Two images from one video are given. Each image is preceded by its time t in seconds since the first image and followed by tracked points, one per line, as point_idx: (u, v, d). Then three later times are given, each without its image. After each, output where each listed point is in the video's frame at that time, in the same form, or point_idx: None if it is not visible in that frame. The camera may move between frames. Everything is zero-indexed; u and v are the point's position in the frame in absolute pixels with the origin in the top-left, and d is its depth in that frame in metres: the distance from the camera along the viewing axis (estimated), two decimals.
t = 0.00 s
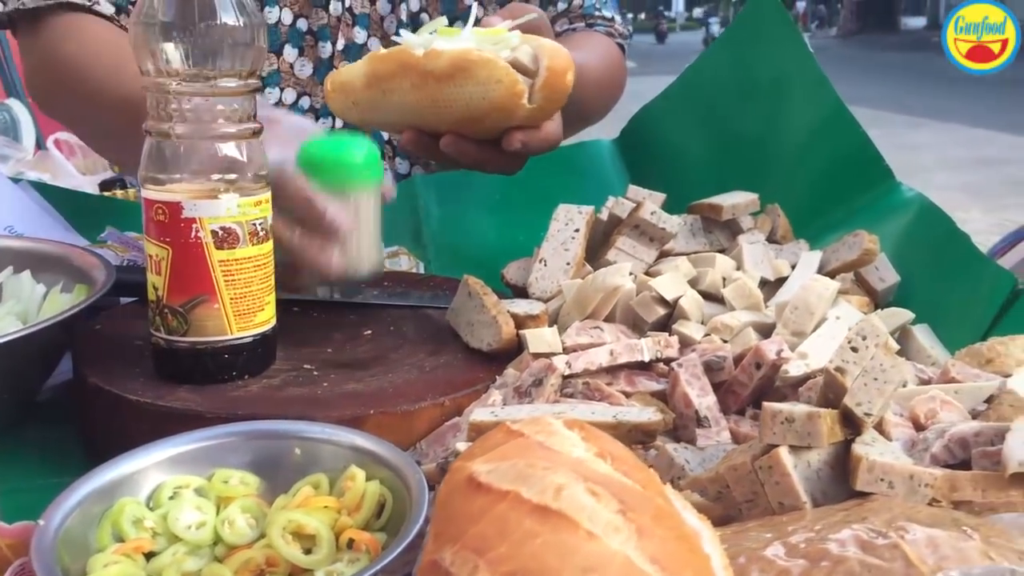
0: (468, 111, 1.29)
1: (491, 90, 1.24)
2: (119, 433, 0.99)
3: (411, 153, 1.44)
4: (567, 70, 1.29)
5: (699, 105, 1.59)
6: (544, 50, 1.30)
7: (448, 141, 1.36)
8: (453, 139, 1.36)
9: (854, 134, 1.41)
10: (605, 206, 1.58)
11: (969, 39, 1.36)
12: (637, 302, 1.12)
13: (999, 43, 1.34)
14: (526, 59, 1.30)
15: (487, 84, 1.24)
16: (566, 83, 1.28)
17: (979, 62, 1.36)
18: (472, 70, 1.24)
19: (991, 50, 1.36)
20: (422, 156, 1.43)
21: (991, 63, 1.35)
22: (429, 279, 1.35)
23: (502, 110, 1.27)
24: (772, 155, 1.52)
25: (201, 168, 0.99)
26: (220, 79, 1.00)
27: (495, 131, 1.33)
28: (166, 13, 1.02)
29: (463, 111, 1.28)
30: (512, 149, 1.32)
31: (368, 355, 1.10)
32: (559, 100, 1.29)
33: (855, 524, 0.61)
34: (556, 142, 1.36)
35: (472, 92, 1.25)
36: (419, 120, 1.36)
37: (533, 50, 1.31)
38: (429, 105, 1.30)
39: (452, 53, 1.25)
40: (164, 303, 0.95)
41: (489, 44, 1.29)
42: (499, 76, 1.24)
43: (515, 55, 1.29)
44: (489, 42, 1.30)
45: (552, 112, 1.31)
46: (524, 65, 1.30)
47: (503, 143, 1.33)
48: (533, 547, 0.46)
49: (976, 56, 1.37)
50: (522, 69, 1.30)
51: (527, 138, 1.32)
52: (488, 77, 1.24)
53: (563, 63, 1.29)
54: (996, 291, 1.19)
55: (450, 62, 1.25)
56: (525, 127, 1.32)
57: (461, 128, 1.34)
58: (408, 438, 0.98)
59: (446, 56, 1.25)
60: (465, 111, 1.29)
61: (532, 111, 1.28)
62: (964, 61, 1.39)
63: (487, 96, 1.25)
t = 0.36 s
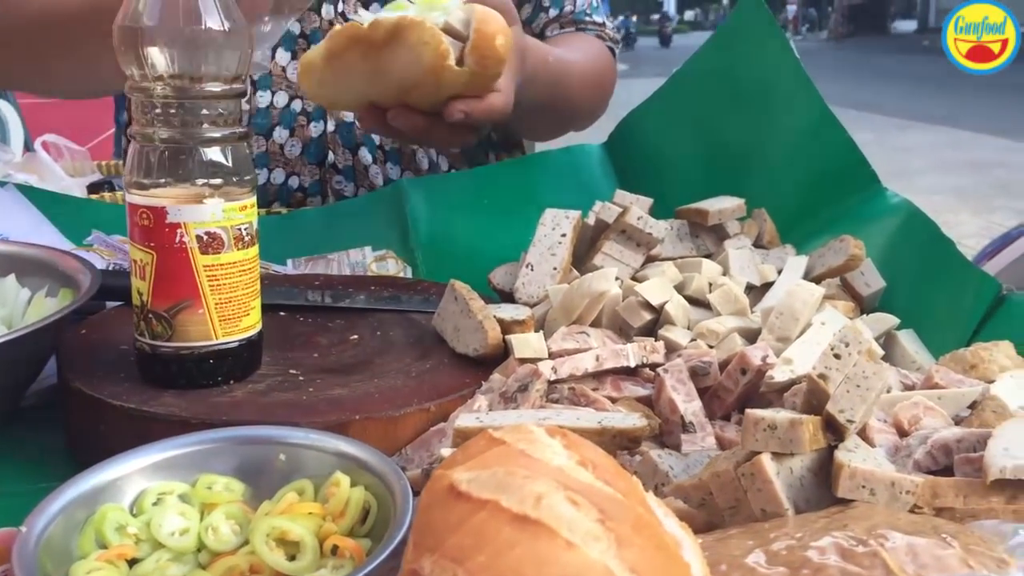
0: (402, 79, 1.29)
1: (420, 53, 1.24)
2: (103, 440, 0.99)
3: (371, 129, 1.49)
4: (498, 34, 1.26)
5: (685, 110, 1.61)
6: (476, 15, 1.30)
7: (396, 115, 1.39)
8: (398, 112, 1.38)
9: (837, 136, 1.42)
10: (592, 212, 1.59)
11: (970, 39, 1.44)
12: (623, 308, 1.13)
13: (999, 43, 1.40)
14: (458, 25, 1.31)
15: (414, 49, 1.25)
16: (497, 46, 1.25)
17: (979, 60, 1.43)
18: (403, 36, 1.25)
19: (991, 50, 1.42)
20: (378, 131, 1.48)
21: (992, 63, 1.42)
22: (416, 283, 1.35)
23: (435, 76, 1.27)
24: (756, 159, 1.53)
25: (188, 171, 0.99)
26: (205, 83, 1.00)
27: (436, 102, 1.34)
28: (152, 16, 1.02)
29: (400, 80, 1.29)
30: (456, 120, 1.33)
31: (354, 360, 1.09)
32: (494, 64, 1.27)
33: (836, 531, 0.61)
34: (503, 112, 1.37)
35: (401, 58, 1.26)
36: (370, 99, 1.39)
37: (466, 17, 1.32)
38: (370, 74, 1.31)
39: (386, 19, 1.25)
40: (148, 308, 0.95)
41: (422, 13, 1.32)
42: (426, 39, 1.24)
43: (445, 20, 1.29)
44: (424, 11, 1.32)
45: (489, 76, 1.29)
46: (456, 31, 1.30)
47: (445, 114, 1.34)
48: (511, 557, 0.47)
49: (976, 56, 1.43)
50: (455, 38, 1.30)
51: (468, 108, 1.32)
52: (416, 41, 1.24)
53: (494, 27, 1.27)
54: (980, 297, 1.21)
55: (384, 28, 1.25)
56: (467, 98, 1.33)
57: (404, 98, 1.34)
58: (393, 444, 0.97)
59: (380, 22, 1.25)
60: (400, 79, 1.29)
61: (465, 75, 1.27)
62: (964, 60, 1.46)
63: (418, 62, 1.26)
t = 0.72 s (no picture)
0: (401, 113, 1.28)
1: (417, 89, 1.23)
2: (102, 441, 0.99)
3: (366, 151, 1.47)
4: (497, 66, 1.27)
5: (683, 113, 1.61)
6: (472, 45, 1.27)
7: (394, 144, 1.39)
8: (399, 144, 1.38)
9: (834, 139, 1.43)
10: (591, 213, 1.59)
11: (970, 39, 1.43)
12: (622, 310, 1.13)
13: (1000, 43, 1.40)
14: (455, 57, 1.28)
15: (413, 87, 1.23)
16: (496, 79, 1.26)
17: (979, 60, 1.42)
18: (400, 69, 1.23)
19: (991, 51, 1.42)
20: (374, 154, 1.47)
21: (992, 63, 1.41)
22: (415, 284, 1.35)
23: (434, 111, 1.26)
24: (754, 161, 1.54)
25: (187, 172, 0.99)
26: (204, 84, 1.00)
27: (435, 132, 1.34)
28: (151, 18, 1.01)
29: (397, 113, 1.29)
30: (455, 151, 1.34)
31: (352, 361, 1.09)
32: (493, 96, 1.28)
33: (835, 535, 0.61)
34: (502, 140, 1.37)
35: (400, 92, 1.24)
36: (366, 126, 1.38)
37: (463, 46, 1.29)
38: (368, 106, 1.30)
39: (383, 52, 1.24)
40: (147, 309, 0.95)
41: (417, 45, 1.27)
42: (424, 74, 1.22)
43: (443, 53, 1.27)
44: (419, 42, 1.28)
45: (488, 108, 1.30)
46: (454, 64, 1.28)
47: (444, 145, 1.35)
48: (511, 561, 0.47)
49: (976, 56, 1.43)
50: (454, 69, 1.28)
51: (468, 140, 1.33)
52: (414, 76, 1.22)
53: (493, 59, 1.27)
54: (978, 299, 1.20)
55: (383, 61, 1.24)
56: (465, 129, 1.33)
57: (401, 127, 1.34)
58: (392, 446, 0.97)
59: (380, 56, 1.24)
60: (398, 113, 1.28)
61: (464, 109, 1.28)
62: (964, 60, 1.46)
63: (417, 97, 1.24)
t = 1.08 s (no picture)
0: (417, 135, 1.27)
1: (436, 113, 1.23)
2: (107, 439, 0.98)
3: (369, 169, 1.45)
4: (516, 90, 1.28)
5: (691, 111, 1.60)
6: (490, 68, 1.28)
7: (405, 164, 1.38)
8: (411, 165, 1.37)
9: (845, 140, 1.43)
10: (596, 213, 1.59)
11: (970, 39, 1.43)
12: (629, 308, 1.12)
13: (999, 43, 1.39)
14: (473, 80, 1.28)
15: (431, 109, 1.22)
16: (514, 103, 1.28)
17: (978, 61, 1.41)
18: (417, 92, 1.22)
19: (991, 51, 1.40)
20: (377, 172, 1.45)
21: (991, 63, 1.38)
22: (420, 283, 1.34)
23: (452, 134, 1.26)
24: (762, 159, 1.54)
25: (194, 169, 0.99)
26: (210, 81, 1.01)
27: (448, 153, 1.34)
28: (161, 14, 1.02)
29: (412, 135, 1.27)
30: (470, 173, 1.35)
31: (358, 360, 1.09)
32: (512, 120, 1.30)
33: (848, 537, 0.61)
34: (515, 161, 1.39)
35: (418, 115, 1.23)
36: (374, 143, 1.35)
37: (478, 68, 1.28)
38: (381, 127, 1.28)
39: (398, 74, 1.22)
40: (154, 306, 0.94)
41: (434, 65, 1.26)
42: (443, 98, 1.22)
43: (460, 74, 1.26)
44: (434, 62, 1.26)
45: (505, 130, 1.31)
46: (471, 87, 1.28)
47: (458, 166, 1.35)
48: (527, 562, 0.47)
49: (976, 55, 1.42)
50: (469, 91, 1.28)
51: (482, 163, 1.34)
52: (433, 99, 1.22)
53: (513, 83, 1.28)
54: (987, 299, 1.19)
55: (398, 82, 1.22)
56: (479, 150, 1.34)
57: (413, 148, 1.33)
58: (398, 444, 0.97)
59: (393, 75, 1.22)
60: (413, 134, 1.27)
61: (481, 133, 1.28)
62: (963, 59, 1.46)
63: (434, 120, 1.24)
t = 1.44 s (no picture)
0: (370, 114, 1.35)
1: (384, 96, 1.31)
2: (111, 439, 0.98)
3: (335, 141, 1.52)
4: (460, 78, 1.36)
5: (698, 113, 1.60)
6: (437, 57, 1.35)
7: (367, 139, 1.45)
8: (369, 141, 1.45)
9: (849, 140, 1.41)
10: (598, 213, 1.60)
11: (969, 39, 1.42)
12: (634, 309, 1.12)
13: (999, 43, 1.38)
14: (421, 65, 1.36)
15: (381, 90, 1.30)
16: (458, 91, 1.36)
17: (979, 60, 1.42)
18: (369, 75, 1.29)
19: (991, 50, 1.41)
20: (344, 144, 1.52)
21: (990, 62, 1.41)
22: (424, 283, 1.34)
23: (400, 115, 1.34)
24: (767, 159, 1.53)
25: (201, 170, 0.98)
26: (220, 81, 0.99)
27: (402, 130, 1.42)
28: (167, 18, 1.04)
29: (368, 115, 1.35)
30: (419, 150, 1.43)
31: (362, 360, 1.09)
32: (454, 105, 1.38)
33: (858, 542, 0.61)
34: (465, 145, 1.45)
35: (371, 97, 1.31)
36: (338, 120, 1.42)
37: (427, 55, 1.36)
38: (342, 107, 1.35)
39: (356, 57, 1.29)
40: (160, 305, 0.94)
41: (388, 49, 1.34)
42: (388, 83, 1.30)
43: (407, 59, 1.34)
44: (389, 47, 1.34)
45: (453, 113, 1.40)
46: (420, 71, 1.35)
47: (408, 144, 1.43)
48: (537, 568, 0.46)
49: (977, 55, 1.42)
50: (417, 74, 1.35)
51: (430, 142, 1.42)
52: (382, 83, 1.30)
53: (457, 72, 1.36)
54: (994, 299, 1.20)
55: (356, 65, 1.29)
56: (428, 130, 1.42)
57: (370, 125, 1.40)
58: (403, 446, 0.97)
59: (351, 58, 1.30)
60: (367, 114, 1.35)
61: (428, 116, 1.37)
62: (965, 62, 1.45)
63: (382, 102, 1.32)
